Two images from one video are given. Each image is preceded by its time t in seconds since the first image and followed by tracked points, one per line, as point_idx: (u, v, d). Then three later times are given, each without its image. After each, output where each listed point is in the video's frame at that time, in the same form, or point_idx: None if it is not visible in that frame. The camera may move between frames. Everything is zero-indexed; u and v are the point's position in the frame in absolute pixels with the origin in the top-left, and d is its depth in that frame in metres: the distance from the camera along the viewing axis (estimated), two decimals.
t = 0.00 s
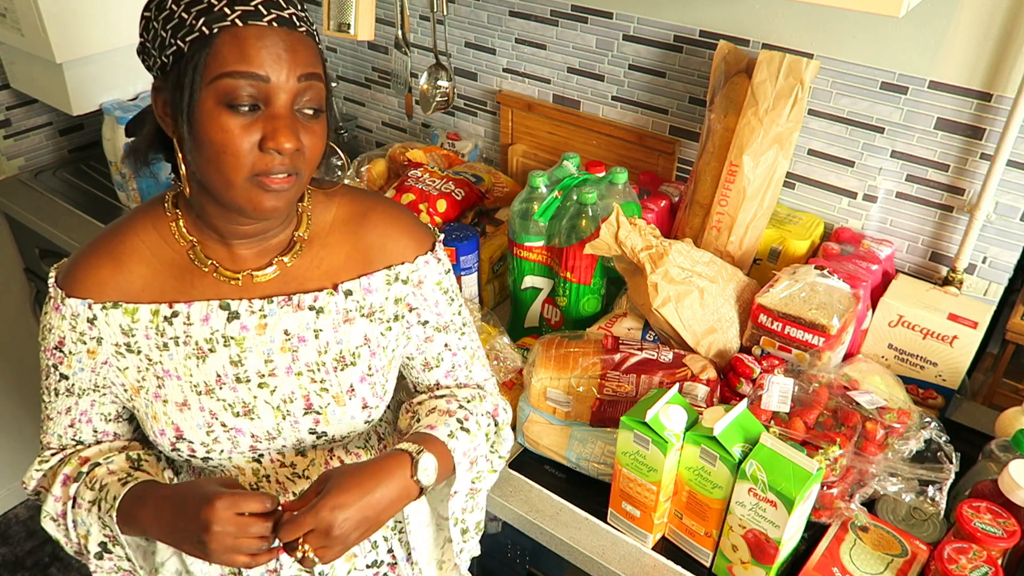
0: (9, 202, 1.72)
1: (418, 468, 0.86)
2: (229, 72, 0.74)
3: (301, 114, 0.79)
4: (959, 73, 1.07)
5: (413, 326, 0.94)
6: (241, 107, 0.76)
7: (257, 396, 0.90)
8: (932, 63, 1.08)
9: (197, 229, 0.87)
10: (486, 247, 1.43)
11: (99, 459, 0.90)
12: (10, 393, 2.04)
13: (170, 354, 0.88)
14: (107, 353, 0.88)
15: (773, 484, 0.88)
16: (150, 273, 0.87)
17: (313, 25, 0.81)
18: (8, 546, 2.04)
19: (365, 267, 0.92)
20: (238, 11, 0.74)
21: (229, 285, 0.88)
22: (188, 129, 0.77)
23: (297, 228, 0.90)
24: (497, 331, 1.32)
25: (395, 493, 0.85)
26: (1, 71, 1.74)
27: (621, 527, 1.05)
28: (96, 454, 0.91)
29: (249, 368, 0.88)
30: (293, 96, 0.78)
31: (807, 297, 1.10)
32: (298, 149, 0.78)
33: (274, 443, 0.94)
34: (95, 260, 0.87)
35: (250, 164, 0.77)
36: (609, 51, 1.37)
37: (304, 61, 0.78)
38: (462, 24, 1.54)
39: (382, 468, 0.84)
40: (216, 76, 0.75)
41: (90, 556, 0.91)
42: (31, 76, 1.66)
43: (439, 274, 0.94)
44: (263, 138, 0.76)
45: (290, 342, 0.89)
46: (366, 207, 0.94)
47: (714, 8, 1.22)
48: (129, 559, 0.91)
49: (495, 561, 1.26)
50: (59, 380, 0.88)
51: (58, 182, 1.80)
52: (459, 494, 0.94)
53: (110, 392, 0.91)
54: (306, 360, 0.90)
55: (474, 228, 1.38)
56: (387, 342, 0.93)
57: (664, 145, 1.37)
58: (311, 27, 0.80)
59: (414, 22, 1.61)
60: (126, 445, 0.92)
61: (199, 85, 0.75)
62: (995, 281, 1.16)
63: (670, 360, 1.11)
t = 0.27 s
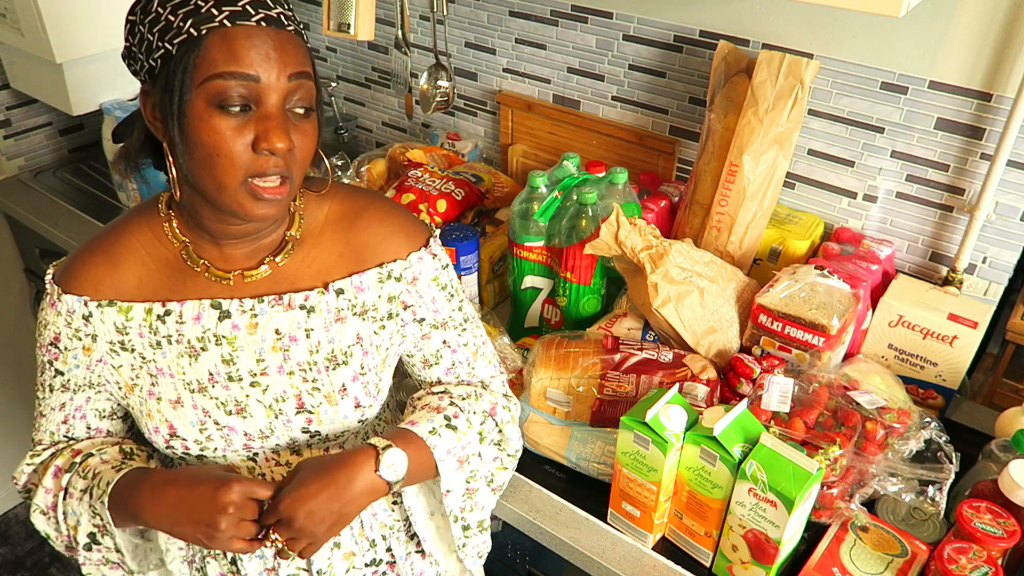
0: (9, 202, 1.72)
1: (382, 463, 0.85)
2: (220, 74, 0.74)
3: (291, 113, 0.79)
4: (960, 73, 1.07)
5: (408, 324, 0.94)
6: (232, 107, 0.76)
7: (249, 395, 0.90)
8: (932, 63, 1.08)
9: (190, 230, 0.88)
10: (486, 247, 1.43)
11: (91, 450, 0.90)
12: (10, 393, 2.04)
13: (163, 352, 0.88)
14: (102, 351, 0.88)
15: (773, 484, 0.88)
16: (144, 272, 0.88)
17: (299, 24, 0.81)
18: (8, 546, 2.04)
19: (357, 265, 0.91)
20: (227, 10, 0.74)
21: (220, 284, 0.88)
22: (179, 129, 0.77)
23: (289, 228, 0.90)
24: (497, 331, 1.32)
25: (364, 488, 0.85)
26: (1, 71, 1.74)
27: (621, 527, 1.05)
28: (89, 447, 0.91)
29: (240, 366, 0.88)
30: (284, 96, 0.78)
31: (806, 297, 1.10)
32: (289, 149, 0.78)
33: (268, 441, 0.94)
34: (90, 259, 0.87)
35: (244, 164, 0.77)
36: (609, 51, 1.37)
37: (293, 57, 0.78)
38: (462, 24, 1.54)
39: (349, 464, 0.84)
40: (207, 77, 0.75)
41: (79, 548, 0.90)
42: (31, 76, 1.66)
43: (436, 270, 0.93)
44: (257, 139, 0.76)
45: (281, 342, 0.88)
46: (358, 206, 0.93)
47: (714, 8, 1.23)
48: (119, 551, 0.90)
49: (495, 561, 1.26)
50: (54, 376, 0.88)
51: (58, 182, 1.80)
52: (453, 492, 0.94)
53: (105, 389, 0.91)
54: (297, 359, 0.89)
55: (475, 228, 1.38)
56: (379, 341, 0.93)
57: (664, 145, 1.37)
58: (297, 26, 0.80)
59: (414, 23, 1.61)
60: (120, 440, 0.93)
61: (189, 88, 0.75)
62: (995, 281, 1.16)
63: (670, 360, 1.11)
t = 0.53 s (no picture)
0: (9, 202, 1.72)
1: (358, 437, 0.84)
2: (197, 59, 0.75)
3: (274, 101, 0.79)
4: (960, 73, 1.07)
5: (404, 328, 0.94)
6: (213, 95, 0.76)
7: (245, 397, 0.90)
8: (932, 64, 1.09)
9: (187, 230, 0.87)
10: (486, 247, 1.43)
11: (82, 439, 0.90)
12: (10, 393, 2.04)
13: (160, 352, 0.88)
14: (99, 349, 0.88)
15: (773, 484, 0.88)
16: (141, 272, 0.87)
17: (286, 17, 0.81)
18: (8, 546, 2.04)
19: (353, 268, 0.91)
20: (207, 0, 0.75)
21: (216, 285, 0.87)
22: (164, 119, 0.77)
23: (286, 229, 0.89)
24: (497, 331, 1.32)
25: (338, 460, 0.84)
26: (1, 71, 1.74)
27: (621, 527, 1.05)
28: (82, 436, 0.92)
29: (236, 368, 0.88)
30: (264, 84, 0.78)
31: (806, 297, 1.10)
32: (270, 136, 0.77)
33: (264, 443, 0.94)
34: (88, 257, 0.87)
35: (225, 154, 0.76)
36: (609, 51, 1.38)
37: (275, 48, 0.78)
38: (462, 24, 1.54)
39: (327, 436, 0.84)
40: (187, 63, 0.75)
41: (76, 535, 0.90)
42: (30, 76, 1.66)
43: (433, 273, 0.93)
44: (236, 125, 0.76)
45: (276, 344, 0.88)
46: (356, 207, 0.93)
47: (715, 8, 1.23)
48: (115, 536, 0.90)
49: (495, 561, 1.26)
50: (52, 374, 0.88)
51: (57, 182, 1.80)
52: (431, 488, 0.92)
53: (101, 388, 0.91)
54: (292, 362, 0.89)
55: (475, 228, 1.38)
56: (375, 344, 0.93)
57: (664, 145, 1.37)
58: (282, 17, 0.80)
59: (414, 22, 1.61)
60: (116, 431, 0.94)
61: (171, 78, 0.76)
62: (995, 281, 1.16)
63: (670, 360, 1.11)
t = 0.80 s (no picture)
0: (8, 202, 1.72)
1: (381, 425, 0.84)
2: (185, 60, 0.75)
3: (263, 105, 0.78)
4: (960, 73, 1.07)
5: (403, 330, 0.94)
6: (200, 96, 0.76)
7: (243, 398, 0.91)
8: (932, 64, 1.09)
9: (185, 230, 0.87)
10: (486, 247, 1.43)
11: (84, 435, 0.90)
12: (10, 393, 2.04)
13: (158, 354, 0.88)
14: (99, 352, 0.88)
15: (773, 484, 0.88)
16: (140, 273, 0.87)
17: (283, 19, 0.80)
18: (8, 546, 2.04)
19: (352, 269, 0.91)
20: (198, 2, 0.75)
21: (214, 286, 0.87)
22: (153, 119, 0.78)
23: (285, 230, 0.89)
24: (497, 331, 1.32)
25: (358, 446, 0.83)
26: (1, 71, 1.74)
27: (621, 527, 1.05)
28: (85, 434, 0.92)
29: (235, 369, 0.89)
30: (251, 87, 0.77)
31: (806, 297, 1.10)
32: (253, 140, 0.76)
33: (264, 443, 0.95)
34: (87, 259, 0.87)
35: (207, 154, 0.76)
36: (609, 51, 1.37)
37: (265, 53, 0.77)
38: (462, 24, 1.54)
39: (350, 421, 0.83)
40: (174, 64, 0.75)
41: (75, 532, 0.90)
42: (30, 76, 1.66)
43: (432, 277, 0.94)
44: (219, 127, 0.75)
45: (275, 345, 0.89)
46: (355, 208, 0.93)
47: (715, 8, 1.23)
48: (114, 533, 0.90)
49: (495, 561, 1.26)
50: (55, 376, 0.88)
51: (57, 182, 1.80)
52: (435, 479, 0.93)
53: (102, 390, 0.92)
54: (291, 363, 0.90)
55: (475, 228, 1.38)
56: (374, 346, 0.93)
57: (664, 145, 1.37)
58: (278, 20, 0.79)
59: (414, 23, 1.61)
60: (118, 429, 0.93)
61: (162, 78, 0.77)
62: (995, 281, 1.16)
63: (670, 360, 1.11)
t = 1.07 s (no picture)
0: (8, 202, 1.72)
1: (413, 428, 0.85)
2: (184, 70, 0.75)
3: (264, 115, 0.78)
4: (959, 73, 1.07)
5: (406, 331, 0.93)
6: (200, 106, 0.76)
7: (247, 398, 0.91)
8: (932, 64, 1.08)
9: (189, 232, 0.87)
10: (486, 247, 1.43)
11: (86, 432, 0.89)
12: (10, 393, 2.04)
13: (162, 355, 0.88)
14: (102, 352, 0.88)
15: (773, 484, 0.88)
16: (144, 274, 0.87)
17: (286, 25, 0.79)
18: (8, 546, 2.04)
19: (357, 271, 0.91)
20: (198, 9, 0.74)
21: (218, 287, 0.87)
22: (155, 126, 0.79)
23: (289, 231, 0.89)
24: (497, 331, 1.32)
25: (389, 437, 0.84)
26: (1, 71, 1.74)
27: (621, 527, 1.05)
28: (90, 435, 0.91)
29: (239, 370, 0.89)
30: (251, 97, 0.77)
31: (806, 297, 1.10)
32: (253, 151, 0.76)
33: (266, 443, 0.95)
34: (91, 260, 0.87)
35: (206, 163, 0.76)
36: (609, 51, 1.37)
37: (266, 64, 0.77)
38: (462, 24, 1.54)
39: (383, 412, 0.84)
40: (174, 74, 0.76)
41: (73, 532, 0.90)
42: (30, 76, 1.66)
43: (434, 279, 0.94)
44: (217, 137, 0.75)
45: (280, 346, 0.88)
46: (358, 210, 0.93)
47: (715, 8, 1.22)
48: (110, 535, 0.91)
49: (496, 561, 1.26)
50: (59, 377, 0.89)
51: (57, 182, 1.80)
52: (453, 477, 0.94)
53: (106, 391, 0.91)
54: (296, 364, 0.89)
55: (475, 228, 1.38)
56: (378, 347, 0.93)
57: (664, 145, 1.38)
58: (280, 26, 0.78)
59: (414, 23, 1.61)
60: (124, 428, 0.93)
61: (164, 85, 0.77)
62: (995, 281, 1.16)
63: (670, 360, 1.11)
